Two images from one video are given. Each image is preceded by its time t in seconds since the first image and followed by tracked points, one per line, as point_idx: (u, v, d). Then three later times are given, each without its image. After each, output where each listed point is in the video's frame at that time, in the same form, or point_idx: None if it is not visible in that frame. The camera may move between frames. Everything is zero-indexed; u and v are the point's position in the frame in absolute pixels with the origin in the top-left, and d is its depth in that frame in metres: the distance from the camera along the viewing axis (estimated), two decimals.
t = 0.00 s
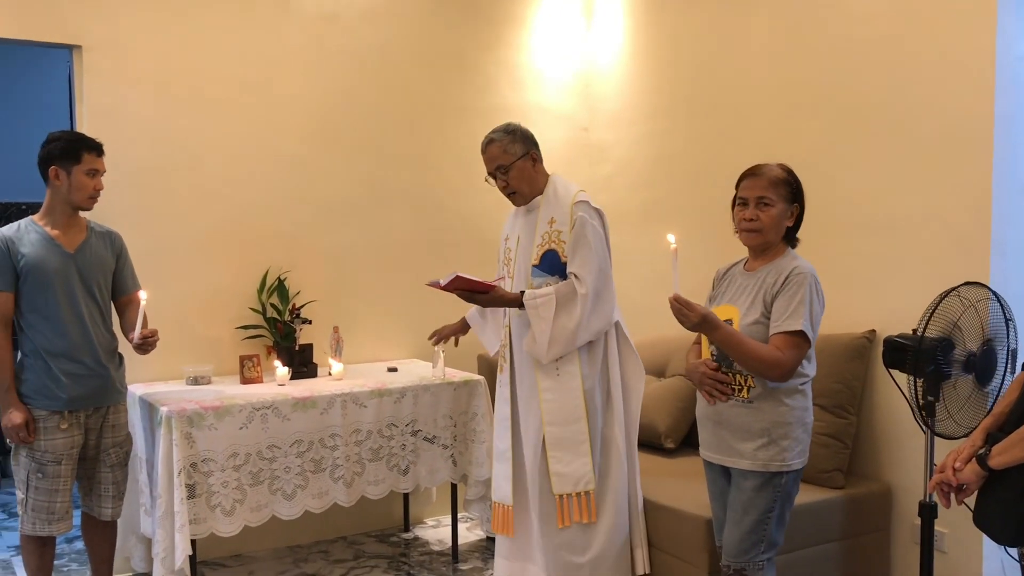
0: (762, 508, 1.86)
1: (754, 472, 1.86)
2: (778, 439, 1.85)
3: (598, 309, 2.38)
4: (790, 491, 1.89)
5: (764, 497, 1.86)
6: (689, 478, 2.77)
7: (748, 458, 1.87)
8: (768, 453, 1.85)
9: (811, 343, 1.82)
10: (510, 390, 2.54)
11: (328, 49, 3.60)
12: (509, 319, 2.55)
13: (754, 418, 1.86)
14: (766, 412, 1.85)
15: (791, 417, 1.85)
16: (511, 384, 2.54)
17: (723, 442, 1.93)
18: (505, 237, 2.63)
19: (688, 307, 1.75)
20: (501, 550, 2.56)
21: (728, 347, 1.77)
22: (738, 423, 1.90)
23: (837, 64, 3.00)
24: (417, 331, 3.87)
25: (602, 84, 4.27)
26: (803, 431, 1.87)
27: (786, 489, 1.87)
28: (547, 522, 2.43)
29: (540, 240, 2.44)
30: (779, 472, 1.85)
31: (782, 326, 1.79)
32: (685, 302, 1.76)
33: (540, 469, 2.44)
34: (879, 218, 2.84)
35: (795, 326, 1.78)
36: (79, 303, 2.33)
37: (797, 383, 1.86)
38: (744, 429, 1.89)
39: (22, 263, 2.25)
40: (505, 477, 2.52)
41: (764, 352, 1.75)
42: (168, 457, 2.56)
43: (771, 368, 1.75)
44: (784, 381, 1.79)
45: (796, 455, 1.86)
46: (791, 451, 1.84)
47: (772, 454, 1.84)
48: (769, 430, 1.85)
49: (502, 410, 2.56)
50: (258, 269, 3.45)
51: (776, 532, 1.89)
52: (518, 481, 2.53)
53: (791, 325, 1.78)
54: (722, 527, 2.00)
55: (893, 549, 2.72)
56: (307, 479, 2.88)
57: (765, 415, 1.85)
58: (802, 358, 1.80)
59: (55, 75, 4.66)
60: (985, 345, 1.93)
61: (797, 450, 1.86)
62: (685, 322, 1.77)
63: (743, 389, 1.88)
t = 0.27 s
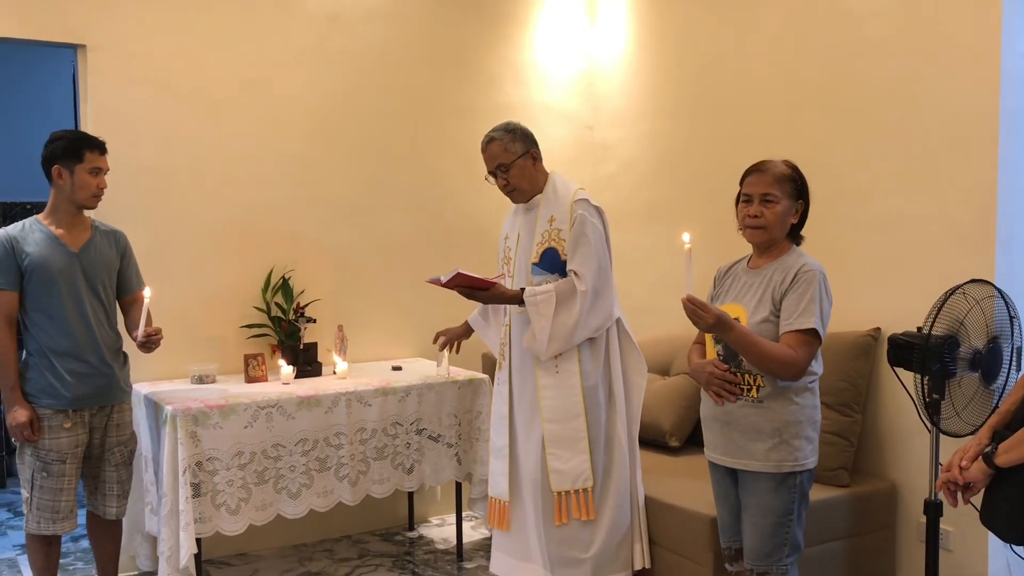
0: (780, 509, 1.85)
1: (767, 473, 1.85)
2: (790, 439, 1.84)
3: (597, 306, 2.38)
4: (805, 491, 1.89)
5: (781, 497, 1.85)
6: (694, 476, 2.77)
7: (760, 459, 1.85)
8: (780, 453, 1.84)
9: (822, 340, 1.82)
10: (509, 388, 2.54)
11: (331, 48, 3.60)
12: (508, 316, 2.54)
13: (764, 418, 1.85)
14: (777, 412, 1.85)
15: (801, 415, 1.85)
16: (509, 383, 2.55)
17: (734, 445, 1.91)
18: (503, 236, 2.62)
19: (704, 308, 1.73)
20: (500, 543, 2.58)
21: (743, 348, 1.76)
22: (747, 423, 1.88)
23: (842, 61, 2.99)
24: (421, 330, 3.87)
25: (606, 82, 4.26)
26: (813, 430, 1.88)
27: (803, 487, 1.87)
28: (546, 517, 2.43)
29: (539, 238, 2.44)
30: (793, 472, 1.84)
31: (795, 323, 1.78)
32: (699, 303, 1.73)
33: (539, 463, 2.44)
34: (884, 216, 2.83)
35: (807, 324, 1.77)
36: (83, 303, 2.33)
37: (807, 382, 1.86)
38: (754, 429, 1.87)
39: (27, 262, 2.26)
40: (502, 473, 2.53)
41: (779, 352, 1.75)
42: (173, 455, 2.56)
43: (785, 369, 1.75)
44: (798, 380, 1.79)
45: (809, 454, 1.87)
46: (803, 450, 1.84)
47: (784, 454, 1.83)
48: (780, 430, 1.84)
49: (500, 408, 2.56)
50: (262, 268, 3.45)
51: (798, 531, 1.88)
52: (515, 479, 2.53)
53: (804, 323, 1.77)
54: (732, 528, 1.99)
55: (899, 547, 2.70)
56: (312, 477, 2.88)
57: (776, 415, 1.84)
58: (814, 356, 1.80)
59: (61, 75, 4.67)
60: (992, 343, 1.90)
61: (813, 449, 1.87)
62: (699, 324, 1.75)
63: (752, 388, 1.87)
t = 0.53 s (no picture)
0: (796, 509, 1.84)
1: (778, 473, 1.84)
2: (801, 439, 1.84)
3: (604, 304, 2.40)
4: (817, 491, 1.89)
5: (794, 497, 1.84)
6: (697, 474, 2.77)
7: (770, 460, 1.85)
8: (790, 453, 1.83)
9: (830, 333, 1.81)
10: (516, 387, 2.52)
11: (333, 47, 3.60)
12: (513, 313, 2.54)
13: (774, 417, 1.85)
14: (787, 411, 1.84)
15: (812, 413, 1.85)
16: (516, 383, 2.53)
17: (743, 446, 1.90)
18: (509, 234, 2.63)
19: (709, 304, 1.74)
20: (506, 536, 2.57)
21: (750, 344, 1.76)
22: (756, 422, 1.88)
23: (845, 59, 2.98)
24: (423, 328, 3.87)
25: (609, 81, 4.26)
26: (824, 429, 1.87)
27: (817, 486, 1.87)
28: (549, 515, 2.44)
29: (547, 236, 2.45)
30: (805, 472, 1.84)
31: (801, 318, 1.78)
32: (704, 299, 1.74)
33: (543, 463, 2.45)
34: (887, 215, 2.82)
35: (814, 318, 1.76)
36: (87, 301, 2.33)
37: (816, 379, 1.86)
38: (764, 429, 1.87)
39: (30, 261, 2.26)
40: (510, 472, 2.53)
41: (787, 349, 1.74)
42: (175, 454, 2.56)
43: (794, 365, 1.74)
44: (808, 375, 1.78)
45: (822, 453, 1.86)
46: (815, 450, 1.84)
47: (795, 455, 1.83)
48: (791, 429, 1.84)
49: (506, 407, 2.54)
50: (265, 266, 3.46)
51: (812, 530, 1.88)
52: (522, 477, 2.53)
53: (811, 317, 1.77)
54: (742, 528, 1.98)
55: (902, 545, 2.70)
56: (315, 476, 2.88)
57: (785, 414, 1.84)
58: (823, 350, 1.80)
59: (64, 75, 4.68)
60: (994, 341, 1.91)
61: (826, 448, 1.87)
62: (705, 320, 1.76)
63: (760, 388, 1.87)
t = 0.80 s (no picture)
0: (796, 511, 1.84)
1: (778, 475, 1.84)
2: (802, 442, 1.83)
3: (614, 309, 2.39)
4: (820, 494, 1.88)
5: (794, 499, 1.84)
6: (697, 473, 2.77)
7: (770, 462, 1.85)
8: (791, 456, 1.83)
9: (831, 334, 1.80)
10: (524, 383, 2.53)
11: (336, 46, 3.61)
12: (522, 311, 2.54)
13: (774, 419, 1.85)
14: (787, 413, 1.84)
15: (811, 416, 1.84)
16: (524, 379, 2.54)
17: (745, 447, 1.91)
18: (522, 230, 2.64)
19: (699, 297, 1.78)
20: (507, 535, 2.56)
21: (745, 341, 1.77)
22: (756, 424, 1.88)
23: (846, 59, 2.98)
24: (426, 327, 3.88)
25: (611, 80, 4.27)
26: (827, 431, 1.86)
27: (818, 490, 1.86)
28: (547, 514, 2.46)
29: (560, 236, 2.46)
30: (806, 475, 1.84)
31: (800, 317, 1.78)
32: (696, 293, 1.79)
33: (544, 464, 2.46)
34: (888, 215, 2.82)
35: (812, 317, 1.76)
36: (91, 298, 2.35)
37: (818, 381, 1.85)
38: (764, 431, 1.87)
39: (35, 258, 2.27)
40: (517, 469, 2.52)
41: (785, 347, 1.74)
42: (177, 451, 2.58)
43: (791, 364, 1.74)
44: (804, 376, 1.78)
45: (826, 456, 1.86)
46: (817, 452, 1.84)
47: (795, 458, 1.83)
48: (790, 432, 1.83)
49: (515, 404, 2.56)
50: (268, 265, 3.47)
51: (815, 529, 1.88)
52: (529, 475, 2.53)
53: (809, 316, 1.76)
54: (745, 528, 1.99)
55: (901, 545, 2.71)
56: (316, 473, 2.89)
57: (786, 416, 1.84)
58: (823, 350, 1.79)
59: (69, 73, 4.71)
60: (993, 340, 1.93)
61: (829, 450, 1.87)
62: (695, 314, 1.80)
63: (760, 389, 1.88)
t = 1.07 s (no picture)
0: (785, 515, 1.85)
1: (766, 479, 1.86)
2: (790, 448, 1.84)
3: (623, 315, 2.39)
4: (810, 501, 1.88)
5: (785, 503, 1.85)
6: (695, 474, 2.79)
7: (759, 466, 1.86)
8: (780, 462, 1.84)
9: (820, 341, 1.80)
10: (529, 382, 2.55)
11: (340, 46, 3.63)
12: (532, 310, 2.56)
13: (763, 424, 1.87)
14: (775, 418, 1.85)
15: (801, 422, 1.84)
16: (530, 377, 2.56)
17: (735, 449, 1.92)
18: (537, 230, 2.65)
19: (679, 299, 1.84)
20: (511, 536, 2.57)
21: (726, 343, 1.80)
22: (746, 427, 1.90)
23: (847, 63, 3.00)
24: (427, 326, 3.90)
25: (614, 81, 4.28)
26: (818, 438, 1.86)
27: (807, 498, 1.87)
28: (547, 517, 2.47)
29: (573, 238, 2.47)
30: (794, 480, 1.84)
31: (786, 322, 1.78)
32: (676, 295, 1.85)
33: (546, 465, 2.48)
34: (887, 219, 2.84)
35: (797, 323, 1.76)
36: (94, 295, 2.37)
37: (809, 387, 1.85)
38: (753, 436, 1.88)
39: (39, 254, 2.30)
40: (518, 468, 2.55)
41: (765, 352, 1.76)
42: (177, 447, 2.60)
43: (772, 369, 1.76)
44: (791, 380, 1.79)
45: (817, 464, 1.85)
46: (807, 459, 1.83)
47: (784, 463, 1.83)
48: (778, 437, 1.84)
49: (521, 403, 2.57)
50: (270, 263, 3.49)
51: (805, 535, 1.89)
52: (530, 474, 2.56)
53: (794, 322, 1.77)
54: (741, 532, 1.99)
55: (897, 546, 2.72)
56: (315, 470, 2.92)
57: (774, 421, 1.85)
58: (810, 358, 1.79)
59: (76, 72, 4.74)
60: (989, 343, 1.93)
61: (822, 458, 1.86)
62: (676, 315, 1.86)
63: (749, 393, 1.90)
